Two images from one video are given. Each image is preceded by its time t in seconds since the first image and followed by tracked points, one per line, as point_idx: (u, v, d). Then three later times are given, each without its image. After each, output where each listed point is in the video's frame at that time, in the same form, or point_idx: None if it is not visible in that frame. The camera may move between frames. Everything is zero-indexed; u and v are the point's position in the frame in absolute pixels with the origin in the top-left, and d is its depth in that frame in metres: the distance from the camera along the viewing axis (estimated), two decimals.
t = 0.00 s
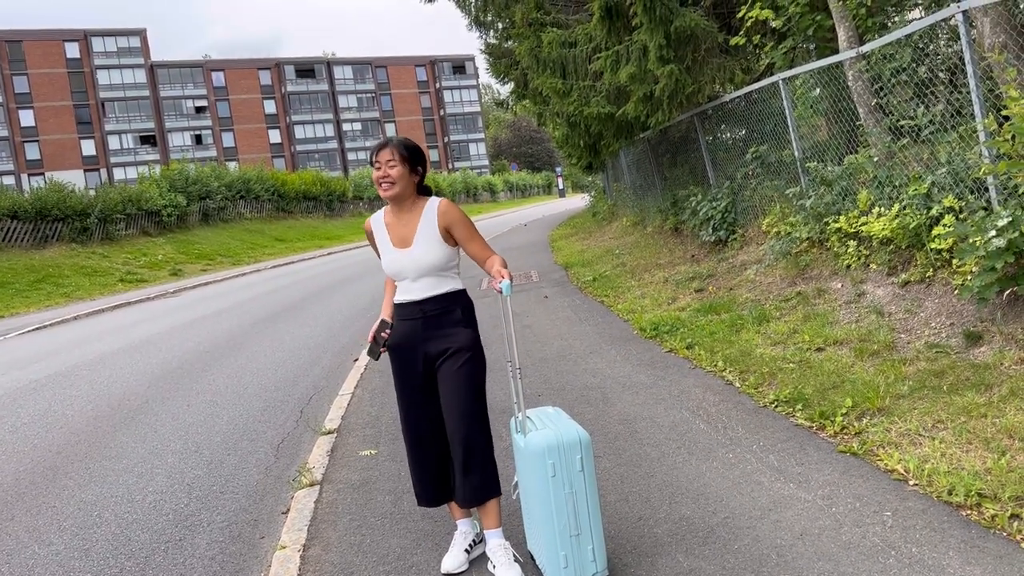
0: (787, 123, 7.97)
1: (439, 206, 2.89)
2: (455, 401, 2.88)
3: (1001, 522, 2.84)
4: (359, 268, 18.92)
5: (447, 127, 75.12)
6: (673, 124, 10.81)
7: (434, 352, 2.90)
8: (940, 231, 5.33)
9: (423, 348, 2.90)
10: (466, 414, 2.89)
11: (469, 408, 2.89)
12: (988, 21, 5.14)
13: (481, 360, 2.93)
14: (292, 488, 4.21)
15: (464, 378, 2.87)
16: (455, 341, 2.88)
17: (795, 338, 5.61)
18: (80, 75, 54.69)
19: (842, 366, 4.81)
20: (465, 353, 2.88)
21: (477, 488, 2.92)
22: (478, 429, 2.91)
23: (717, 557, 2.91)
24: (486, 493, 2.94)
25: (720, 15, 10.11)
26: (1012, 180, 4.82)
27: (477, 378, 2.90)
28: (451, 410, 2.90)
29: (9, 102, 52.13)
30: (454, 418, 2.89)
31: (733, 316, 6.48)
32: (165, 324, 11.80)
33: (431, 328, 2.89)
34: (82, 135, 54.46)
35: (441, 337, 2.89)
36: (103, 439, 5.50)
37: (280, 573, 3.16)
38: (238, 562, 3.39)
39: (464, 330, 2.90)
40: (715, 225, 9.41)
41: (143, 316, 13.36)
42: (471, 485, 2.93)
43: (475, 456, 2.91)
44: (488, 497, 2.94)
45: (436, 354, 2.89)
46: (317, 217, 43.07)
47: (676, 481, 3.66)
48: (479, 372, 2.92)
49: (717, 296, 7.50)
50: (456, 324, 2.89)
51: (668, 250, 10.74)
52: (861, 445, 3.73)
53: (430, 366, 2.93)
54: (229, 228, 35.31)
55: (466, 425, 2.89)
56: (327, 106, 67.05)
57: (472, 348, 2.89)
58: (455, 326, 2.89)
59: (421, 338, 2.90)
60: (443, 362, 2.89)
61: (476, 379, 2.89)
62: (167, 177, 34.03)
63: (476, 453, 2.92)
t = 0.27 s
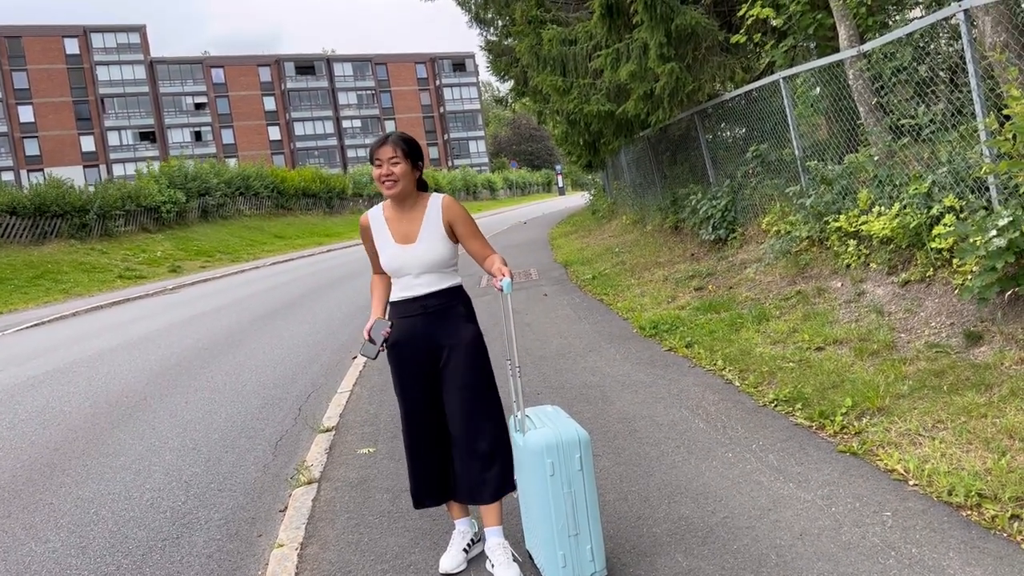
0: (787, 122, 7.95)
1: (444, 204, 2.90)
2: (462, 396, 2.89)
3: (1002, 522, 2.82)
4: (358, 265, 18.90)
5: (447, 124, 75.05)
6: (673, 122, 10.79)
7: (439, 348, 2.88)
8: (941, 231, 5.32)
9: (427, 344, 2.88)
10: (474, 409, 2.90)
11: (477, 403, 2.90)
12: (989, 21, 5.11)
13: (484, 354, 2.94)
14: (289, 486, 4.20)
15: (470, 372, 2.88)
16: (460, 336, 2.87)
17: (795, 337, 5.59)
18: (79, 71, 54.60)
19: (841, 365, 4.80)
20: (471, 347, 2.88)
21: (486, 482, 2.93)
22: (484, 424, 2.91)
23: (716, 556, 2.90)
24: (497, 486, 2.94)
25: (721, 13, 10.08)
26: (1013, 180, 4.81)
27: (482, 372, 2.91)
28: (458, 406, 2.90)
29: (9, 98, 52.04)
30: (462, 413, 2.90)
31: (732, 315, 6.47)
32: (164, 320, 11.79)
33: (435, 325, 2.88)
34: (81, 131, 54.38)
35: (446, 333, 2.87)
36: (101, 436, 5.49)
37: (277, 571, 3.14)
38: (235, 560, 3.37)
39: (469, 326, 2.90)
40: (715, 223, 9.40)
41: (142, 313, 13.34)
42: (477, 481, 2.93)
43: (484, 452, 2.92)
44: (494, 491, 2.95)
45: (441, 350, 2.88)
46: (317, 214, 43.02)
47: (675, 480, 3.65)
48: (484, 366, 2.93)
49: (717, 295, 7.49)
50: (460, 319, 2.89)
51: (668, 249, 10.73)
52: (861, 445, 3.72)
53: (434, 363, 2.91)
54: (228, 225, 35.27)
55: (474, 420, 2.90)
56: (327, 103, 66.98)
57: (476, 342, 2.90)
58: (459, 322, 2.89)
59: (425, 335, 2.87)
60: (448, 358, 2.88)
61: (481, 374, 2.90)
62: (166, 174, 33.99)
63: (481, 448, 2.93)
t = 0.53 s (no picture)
0: (790, 119, 7.92)
1: (454, 199, 2.91)
2: (471, 393, 2.90)
3: (1007, 521, 2.82)
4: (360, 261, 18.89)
5: (449, 120, 74.96)
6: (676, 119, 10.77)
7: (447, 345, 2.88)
8: (945, 228, 5.31)
9: (436, 341, 2.87)
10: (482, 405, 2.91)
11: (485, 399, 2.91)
12: (995, 18, 5.05)
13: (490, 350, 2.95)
14: (292, 481, 4.19)
15: (478, 369, 2.89)
16: (468, 333, 2.87)
17: (797, 335, 5.58)
18: (81, 66, 54.54)
19: (845, 363, 4.79)
20: (479, 344, 2.88)
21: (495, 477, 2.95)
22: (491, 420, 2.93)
23: (720, 554, 2.89)
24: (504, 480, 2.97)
25: (724, 9, 10.05)
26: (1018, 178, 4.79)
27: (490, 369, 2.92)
28: (466, 402, 2.90)
29: (10, 92, 52.02)
30: (470, 410, 2.91)
31: (735, 312, 6.46)
32: (166, 315, 11.78)
33: (442, 321, 2.87)
34: (83, 125, 54.35)
35: (454, 330, 2.87)
36: (103, 430, 5.48)
37: (280, 566, 3.14)
38: (238, 554, 3.37)
39: (476, 322, 2.90)
40: (717, 220, 9.38)
41: (144, 308, 13.34)
42: (485, 477, 2.95)
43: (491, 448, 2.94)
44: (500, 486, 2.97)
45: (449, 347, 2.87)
46: (318, 210, 43.00)
47: (679, 477, 3.64)
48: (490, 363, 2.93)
49: (719, 292, 7.48)
50: (468, 316, 2.89)
51: (670, 246, 10.71)
52: (865, 443, 3.71)
53: (441, 360, 2.90)
54: (230, 220, 35.25)
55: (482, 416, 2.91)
56: (329, 98, 66.90)
57: (484, 339, 2.90)
58: (467, 319, 2.88)
59: (433, 332, 2.86)
60: (456, 354, 2.87)
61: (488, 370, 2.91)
62: (167, 168, 33.97)
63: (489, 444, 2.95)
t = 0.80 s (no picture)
0: (794, 115, 7.90)
1: (460, 190, 2.89)
2: (475, 388, 2.89)
3: (1011, 519, 2.81)
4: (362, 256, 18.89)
5: (451, 116, 74.90)
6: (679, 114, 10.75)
7: (449, 341, 2.87)
8: (949, 225, 5.30)
9: (439, 336, 2.87)
10: (485, 402, 2.90)
11: (489, 394, 2.90)
12: (1002, 14, 5.02)
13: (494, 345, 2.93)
14: (294, 475, 4.20)
15: (482, 364, 2.88)
16: (470, 329, 2.86)
17: (801, 331, 5.57)
18: (84, 59, 54.53)
19: (848, 359, 4.78)
20: (482, 339, 2.87)
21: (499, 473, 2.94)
22: (495, 415, 2.92)
23: (723, 550, 2.89)
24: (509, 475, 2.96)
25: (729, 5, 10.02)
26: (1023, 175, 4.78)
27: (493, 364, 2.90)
28: (470, 398, 2.90)
29: (13, 85, 52.05)
30: (474, 405, 2.90)
31: (738, 308, 6.45)
32: (168, 309, 11.78)
33: (446, 317, 2.86)
34: (86, 119, 54.36)
35: (457, 325, 2.86)
36: (106, 424, 5.49)
37: (283, 560, 3.14)
38: (240, 548, 3.37)
39: (479, 318, 2.88)
40: (720, 216, 9.36)
41: (146, 302, 13.35)
42: (489, 473, 2.94)
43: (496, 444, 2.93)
44: (504, 482, 2.95)
45: (452, 343, 2.87)
46: (320, 205, 43.00)
47: (682, 473, 3.63)
48: (494, 358, 2.92)
49: (722, 288, 7.46)
50: (471, 311, 2.88)
51: (672, 242, 10.69)
52: (868, 439, 3.70)
53: (445, 355, 2.89)
54: (232, 214, 35.27)
55: (486, 412, 2.90)
56: (331, 93, 66.85)
57: (487, 334, 2.88)
58: (471, 314, 2.87)
59: (436, 327, 2.86)
60: (458, 349, 2.87)
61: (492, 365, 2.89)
62: (170, 162, 33.98)
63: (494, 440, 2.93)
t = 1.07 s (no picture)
0: (799, 111, 7.86)
1: (462, 184, 2.87)
2: (474, 384, 2.86)
3: (1015, 518, 2.79)
4: (365, 250, 18.89)
5: (455, 110, 74.78)
6: (683, 109, 10.71)
7: (449, 335, 2.85)
8: (954, 222, 5.27)
9: (439, 331, 2.85)
10: (485, 398, 2.87)
11: (490, 389, 2.87)
12: (1009, 9, 4.99)
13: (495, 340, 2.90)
14: (296, 469, 4.19)
15: (482, 360, 2.86)
16: (469, 324, 2.83)
17: (804, 327, 5.55)
18: (88, 52, 54.52)
19: (852, 356, 4.76)
20: (481, 334, 2.84)
21: (500, 468, 2.92)
22: (496, 411, 2.89)
23: (726, 547, 2.88)
24: (509, 470, 2.94)
25: None
26: None
27: (493, 359, 2.87)
28: (469, 393, 2.88)
29: (17, 78, 52.07)
30: (474, 401, 2.88)
31: (741, 304, 6.43)
32: (171, 303, 11.80)
33: (446, 311, 2.84)
34: (89, 112, 54.38)
35: (457, 320, 2.84)
36: (108, 417, 5.49)
37: (284, 554, 3.14)
38: (242, 542, 3.37)
39: (479, 313, 2.85)
40: (724, 212, 9.33)
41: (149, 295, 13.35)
42: (490, 469, 2.92)
43: (496, 440, 2.91)
44: (506, 479, 2.93)
45: (452, 338, 2.85)
46: (323, 199, 42.99)
47: (684, 470, 3.62)
48: (494, 354, 2.89)
49: (725, 284, 7.44)
50: (472, 306, 2.86)
51: (676, 237, 10.67)
52: (871, 437, 3.69)
53: (445, 350, 2.88)
54: (235, 208, 35.28)
55: (486, 408, 2.88)
56: (335, 87, 66.78)
57: (487, 329, 2.86)
58: (471, 309, 2.85)
59: (436, 321, 2.85)
60: (458, 344, 2.85)
61: (492, 361, 2.87)
62: (173, 156, 33.98)
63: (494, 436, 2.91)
